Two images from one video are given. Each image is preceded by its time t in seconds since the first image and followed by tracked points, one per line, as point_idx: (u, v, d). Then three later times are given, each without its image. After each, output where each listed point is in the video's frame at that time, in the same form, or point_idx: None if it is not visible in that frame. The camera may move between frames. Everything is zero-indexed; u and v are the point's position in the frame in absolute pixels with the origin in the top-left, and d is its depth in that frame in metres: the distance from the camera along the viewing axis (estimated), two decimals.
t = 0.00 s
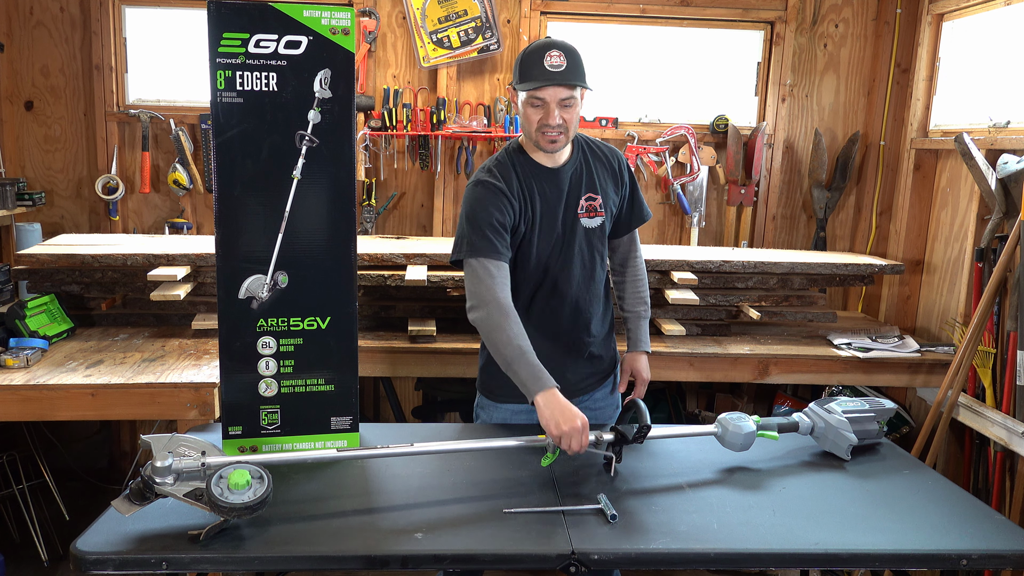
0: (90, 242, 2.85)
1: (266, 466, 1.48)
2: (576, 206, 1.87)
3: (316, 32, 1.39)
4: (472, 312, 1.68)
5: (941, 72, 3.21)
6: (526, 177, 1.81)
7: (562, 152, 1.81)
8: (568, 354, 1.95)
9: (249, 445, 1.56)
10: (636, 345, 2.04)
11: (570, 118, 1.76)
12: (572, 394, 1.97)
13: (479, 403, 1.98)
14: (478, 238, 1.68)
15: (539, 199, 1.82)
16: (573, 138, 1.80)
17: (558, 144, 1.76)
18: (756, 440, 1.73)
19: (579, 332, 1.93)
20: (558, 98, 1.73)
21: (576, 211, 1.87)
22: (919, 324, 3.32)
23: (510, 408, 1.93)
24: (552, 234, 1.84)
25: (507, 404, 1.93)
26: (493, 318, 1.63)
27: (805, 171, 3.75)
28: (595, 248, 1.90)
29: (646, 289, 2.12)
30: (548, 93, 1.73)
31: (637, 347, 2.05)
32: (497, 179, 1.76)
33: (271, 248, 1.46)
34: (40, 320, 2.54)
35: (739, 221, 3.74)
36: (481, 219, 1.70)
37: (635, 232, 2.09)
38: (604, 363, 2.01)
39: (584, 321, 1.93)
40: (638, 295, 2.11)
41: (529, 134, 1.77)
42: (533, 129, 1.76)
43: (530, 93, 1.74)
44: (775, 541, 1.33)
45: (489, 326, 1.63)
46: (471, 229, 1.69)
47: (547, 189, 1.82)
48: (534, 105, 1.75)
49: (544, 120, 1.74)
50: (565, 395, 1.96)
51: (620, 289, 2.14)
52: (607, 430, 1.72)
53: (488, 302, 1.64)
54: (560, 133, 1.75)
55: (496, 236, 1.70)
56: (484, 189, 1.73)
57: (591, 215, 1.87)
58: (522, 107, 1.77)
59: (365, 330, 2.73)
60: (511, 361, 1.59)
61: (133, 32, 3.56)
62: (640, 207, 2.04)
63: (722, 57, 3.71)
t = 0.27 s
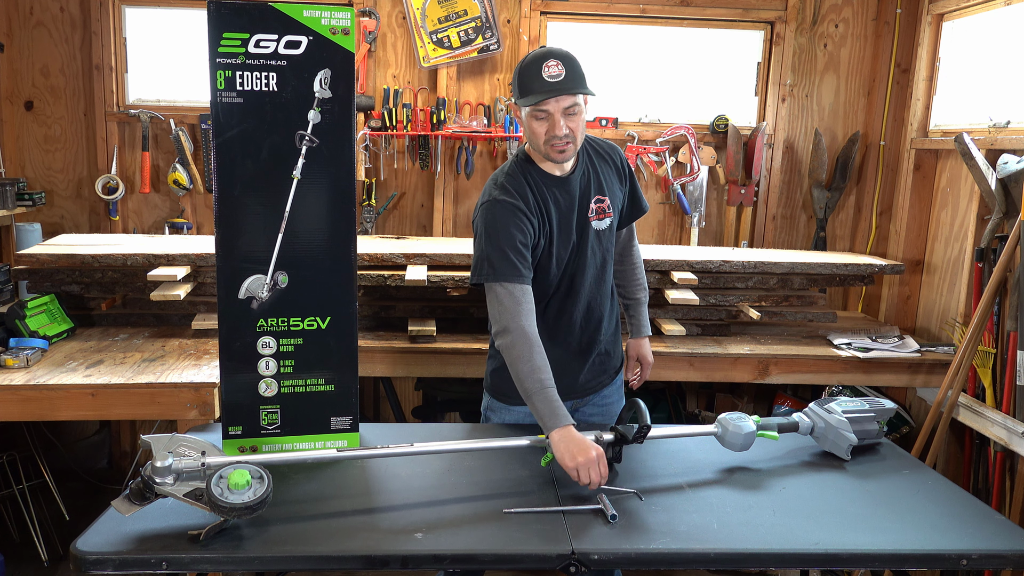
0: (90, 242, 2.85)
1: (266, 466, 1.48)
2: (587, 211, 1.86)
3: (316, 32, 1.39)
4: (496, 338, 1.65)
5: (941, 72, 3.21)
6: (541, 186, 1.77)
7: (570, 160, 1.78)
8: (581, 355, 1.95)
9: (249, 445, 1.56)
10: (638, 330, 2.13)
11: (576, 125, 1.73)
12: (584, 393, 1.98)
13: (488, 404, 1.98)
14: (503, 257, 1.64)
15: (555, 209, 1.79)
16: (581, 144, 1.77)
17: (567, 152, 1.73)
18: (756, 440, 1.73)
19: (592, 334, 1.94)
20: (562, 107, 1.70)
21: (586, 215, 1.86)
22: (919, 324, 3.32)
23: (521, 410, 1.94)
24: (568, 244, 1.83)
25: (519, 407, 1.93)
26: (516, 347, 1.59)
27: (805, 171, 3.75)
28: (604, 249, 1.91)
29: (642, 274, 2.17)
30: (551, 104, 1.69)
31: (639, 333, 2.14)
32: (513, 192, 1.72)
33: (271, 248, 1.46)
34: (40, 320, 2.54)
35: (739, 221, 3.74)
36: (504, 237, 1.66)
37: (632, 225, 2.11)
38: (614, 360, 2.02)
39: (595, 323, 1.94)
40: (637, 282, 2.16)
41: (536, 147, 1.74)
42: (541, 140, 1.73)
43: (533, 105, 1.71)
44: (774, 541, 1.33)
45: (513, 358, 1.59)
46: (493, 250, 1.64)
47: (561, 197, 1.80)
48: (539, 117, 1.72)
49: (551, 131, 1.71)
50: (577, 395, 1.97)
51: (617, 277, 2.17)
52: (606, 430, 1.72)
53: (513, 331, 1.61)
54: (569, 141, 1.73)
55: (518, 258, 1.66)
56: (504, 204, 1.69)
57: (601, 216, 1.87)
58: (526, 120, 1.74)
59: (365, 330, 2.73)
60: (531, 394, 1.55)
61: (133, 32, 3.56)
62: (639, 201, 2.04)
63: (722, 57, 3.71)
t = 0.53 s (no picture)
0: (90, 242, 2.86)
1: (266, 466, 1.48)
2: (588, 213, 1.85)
3: (316, 32, 1.39)
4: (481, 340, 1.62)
5: (941, 72, 3.21)
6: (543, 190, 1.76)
7: (568, 154, 1.76)
8: (580, 355, 1.95)
9: (249, 445, 1.56)
10: (634, 323, 2.16)
11: (565, 113, 1.74)
12: (585, 392, 1.98)
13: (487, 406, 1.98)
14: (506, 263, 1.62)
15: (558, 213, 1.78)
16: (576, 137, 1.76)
17: (563, 142, 1.72)
18: (756, 440, 1.73)
19: (591, 333, 1.94)
20: (545, 97, 1.72)
21: (588, 217, 1.86)
22: (919, 323, 3.32)
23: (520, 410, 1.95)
24: (570, 247, 1.82)
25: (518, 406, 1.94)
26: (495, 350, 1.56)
27: (805, 171, 3.75)
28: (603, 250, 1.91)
29: (637, 265, 2.17)
30: (534, 95, 1.72)
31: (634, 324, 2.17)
32: (515, 198, 1.70)
33: (271, 248, 1.46)
34: (40, 320, 2.54)
35: (739, 221, 3.74)
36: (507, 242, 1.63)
37: (630, 221, 2.10)
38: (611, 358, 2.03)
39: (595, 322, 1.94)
40: (632, 274, 2.18)
41: (532, 146, 1.74)
42: (534, 136, 1.73)
43: (519, 105, 1.74)
44: (775, 541, 1.33)
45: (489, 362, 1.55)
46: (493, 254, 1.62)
47: (564, 201, 1.79)
48: (527, 114, 1.74)
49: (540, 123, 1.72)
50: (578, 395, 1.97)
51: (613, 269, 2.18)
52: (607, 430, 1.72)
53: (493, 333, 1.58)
54: (560, 130, 1.72)
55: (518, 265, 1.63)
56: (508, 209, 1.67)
57: (601, 218, 1.87)
58: (517, 123, 1.76)
59: (365, 330, 2.73)
60: (496, 400, 1.51)
61: (133, 32, 3.56)
62: (636, 198, 2.05)
63: (722, 58, 3.71)
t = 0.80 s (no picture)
0: (90, 242, 2.86)
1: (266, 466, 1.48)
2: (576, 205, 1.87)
3: (316, 32, 1.39)
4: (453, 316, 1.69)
5: (941, 72, 3.21)
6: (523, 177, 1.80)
7: (551, 138, 1.80)
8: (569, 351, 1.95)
9: (249, 445, 1.56)
10: (638, 329, 2.09)
11: (548, 97, 1.79)
12: (575, 392, 1.97)
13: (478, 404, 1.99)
14: (478, 243, 1.67)
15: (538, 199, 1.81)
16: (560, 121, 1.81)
17: (544, 124, 1.76)
18: (756, 440, 1.73)
19: (579, 328, 1.94)
20: (531, 78, 1.78)
21: (574, 209, 1.87)
22: (919, 324, 3.32)
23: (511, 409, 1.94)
24: (552, 234, 1.85)
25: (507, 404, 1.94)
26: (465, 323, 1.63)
27: (805, 171, 3.75)
28: (593, 245, 1.91)
29: (641, 271, 2.15)
30: (520, 76, 1.78)
31: (639, 331, 2.09)
32: (493, 181, 1.77)
33: (271, 248, 1.46)
34: (40, 320, 2.54)
35: (739, 221, 3.74)
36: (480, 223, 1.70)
37: (630, 221, 2.10)
38: (605, 359, 2.01)
39: (585, 318, 1.94)
40: (636, 282, 2.14)
41: (515, 128, 1.79)
42: (517, 118, 1.78)
43: (506, 86, 1.80)
44: (775, 541, 1.33)
45: (462, 331, 1.63)
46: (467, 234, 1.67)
47: (545, 189, 1.82)
48: (513, 96, 1.80)
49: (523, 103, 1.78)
50: (568, 394, 1.96)
51: (616, 275, 2.16)
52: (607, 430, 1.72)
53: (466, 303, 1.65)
54: (543, 113, 1.76)
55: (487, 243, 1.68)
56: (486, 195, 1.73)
57: (589, 211, 1.88)
58: (504, 105, 1.82)
59: (365, 330, 2.73)
60: (474, 361, 1.59)
61: (133, 32, 3.56)
62: (636, 198, 2.04)
63: (722, 58, 3.71)
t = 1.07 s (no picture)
0: (90, 242, 2.85)
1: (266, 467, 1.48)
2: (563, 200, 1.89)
3: (316, 32, 1.39)
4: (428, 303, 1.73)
5: (941, 72, 3.21)
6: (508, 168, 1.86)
7: (538, 132, 1.83)
8: (555, 350, 1.93)
9: (249, 445, 1.56)
10: (636, 337, 2.07)
11: (537, 91, 1.82)
12: (562, 392, 1.95)
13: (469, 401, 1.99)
14: (454, 221, 1.76)
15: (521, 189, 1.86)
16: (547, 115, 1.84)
17: (531, 118, 1.80)
18: (756, 440, 1.73)
19: (566, 326, 1.93)
20: (520, 71, 1.81)
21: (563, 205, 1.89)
22: (919, 324, 3.32)
23: (499, 405, 1.94)
24: (535, 225, 1.87)
25: (495, 401, 1.94)
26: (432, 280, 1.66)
27: (805, 171, 3.75)
28: (581, 242, 1.92)
29: (643, 279, 2.13)
30: (509, 69, 1.81)
31: (636, 339, 2.08)
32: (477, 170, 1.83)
33: (271, 248, 1.46)
34: (40, 320, 2.54)
35: (739, 221, 3.74)
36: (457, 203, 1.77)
37: (630, 226, 2.10)
38: (594, 362, 1.99)
39: (572, 315, 1.93)
40: (636, 290, 2.12)
41: (503, 120, 1.83)
42: (505, 109, 1.82)
43: (495, 77, 1.83)
44: (775, 541, 1.33)
45: (429, 282, 1.66)
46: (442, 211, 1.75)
47: (529, 180, 1.87)
48: (502, 88, 1.83)
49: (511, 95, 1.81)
50: (554, 394, 1.94)
51: (617, 282, 2.14)
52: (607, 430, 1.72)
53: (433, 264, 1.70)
54: (530, 105, 1.80)
55: (465, 222, 1.77)
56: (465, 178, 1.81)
57: (578, 208, 1.90)
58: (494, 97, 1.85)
59: (365, 330, 2.73)
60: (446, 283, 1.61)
61: (133, 32, 3.56)
62: (634, 203, 2.06)
63: (722, 57, 3.71)
